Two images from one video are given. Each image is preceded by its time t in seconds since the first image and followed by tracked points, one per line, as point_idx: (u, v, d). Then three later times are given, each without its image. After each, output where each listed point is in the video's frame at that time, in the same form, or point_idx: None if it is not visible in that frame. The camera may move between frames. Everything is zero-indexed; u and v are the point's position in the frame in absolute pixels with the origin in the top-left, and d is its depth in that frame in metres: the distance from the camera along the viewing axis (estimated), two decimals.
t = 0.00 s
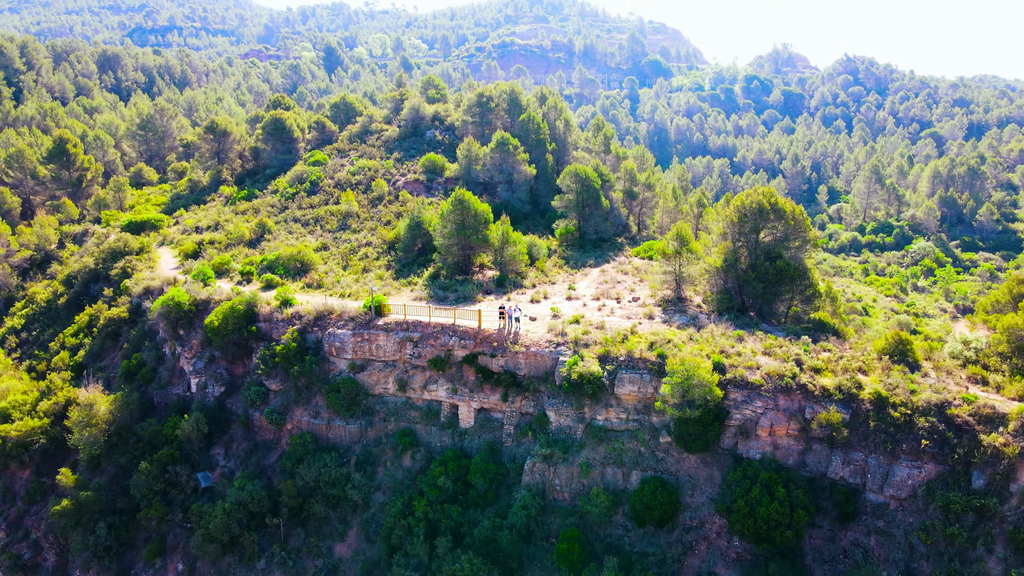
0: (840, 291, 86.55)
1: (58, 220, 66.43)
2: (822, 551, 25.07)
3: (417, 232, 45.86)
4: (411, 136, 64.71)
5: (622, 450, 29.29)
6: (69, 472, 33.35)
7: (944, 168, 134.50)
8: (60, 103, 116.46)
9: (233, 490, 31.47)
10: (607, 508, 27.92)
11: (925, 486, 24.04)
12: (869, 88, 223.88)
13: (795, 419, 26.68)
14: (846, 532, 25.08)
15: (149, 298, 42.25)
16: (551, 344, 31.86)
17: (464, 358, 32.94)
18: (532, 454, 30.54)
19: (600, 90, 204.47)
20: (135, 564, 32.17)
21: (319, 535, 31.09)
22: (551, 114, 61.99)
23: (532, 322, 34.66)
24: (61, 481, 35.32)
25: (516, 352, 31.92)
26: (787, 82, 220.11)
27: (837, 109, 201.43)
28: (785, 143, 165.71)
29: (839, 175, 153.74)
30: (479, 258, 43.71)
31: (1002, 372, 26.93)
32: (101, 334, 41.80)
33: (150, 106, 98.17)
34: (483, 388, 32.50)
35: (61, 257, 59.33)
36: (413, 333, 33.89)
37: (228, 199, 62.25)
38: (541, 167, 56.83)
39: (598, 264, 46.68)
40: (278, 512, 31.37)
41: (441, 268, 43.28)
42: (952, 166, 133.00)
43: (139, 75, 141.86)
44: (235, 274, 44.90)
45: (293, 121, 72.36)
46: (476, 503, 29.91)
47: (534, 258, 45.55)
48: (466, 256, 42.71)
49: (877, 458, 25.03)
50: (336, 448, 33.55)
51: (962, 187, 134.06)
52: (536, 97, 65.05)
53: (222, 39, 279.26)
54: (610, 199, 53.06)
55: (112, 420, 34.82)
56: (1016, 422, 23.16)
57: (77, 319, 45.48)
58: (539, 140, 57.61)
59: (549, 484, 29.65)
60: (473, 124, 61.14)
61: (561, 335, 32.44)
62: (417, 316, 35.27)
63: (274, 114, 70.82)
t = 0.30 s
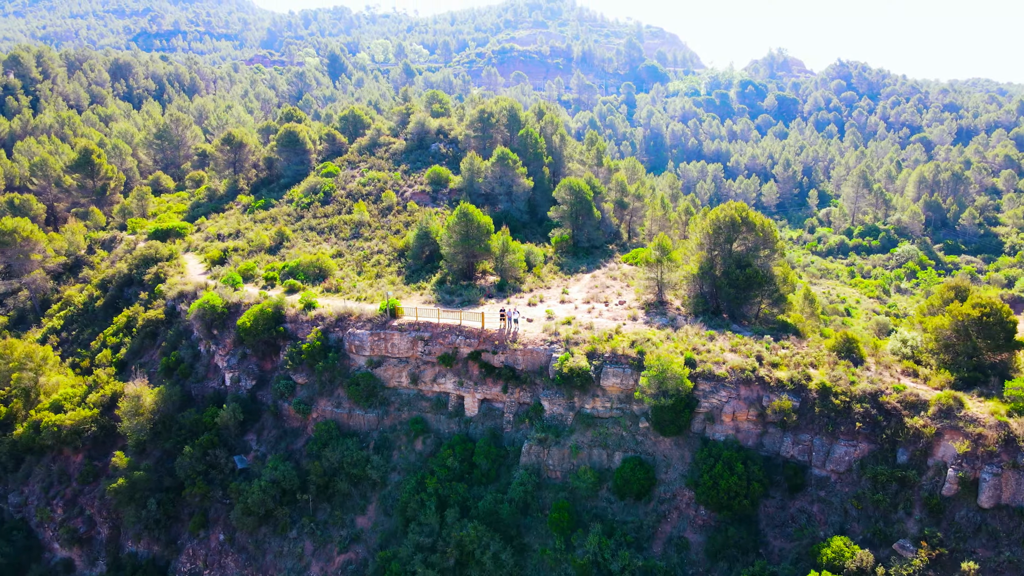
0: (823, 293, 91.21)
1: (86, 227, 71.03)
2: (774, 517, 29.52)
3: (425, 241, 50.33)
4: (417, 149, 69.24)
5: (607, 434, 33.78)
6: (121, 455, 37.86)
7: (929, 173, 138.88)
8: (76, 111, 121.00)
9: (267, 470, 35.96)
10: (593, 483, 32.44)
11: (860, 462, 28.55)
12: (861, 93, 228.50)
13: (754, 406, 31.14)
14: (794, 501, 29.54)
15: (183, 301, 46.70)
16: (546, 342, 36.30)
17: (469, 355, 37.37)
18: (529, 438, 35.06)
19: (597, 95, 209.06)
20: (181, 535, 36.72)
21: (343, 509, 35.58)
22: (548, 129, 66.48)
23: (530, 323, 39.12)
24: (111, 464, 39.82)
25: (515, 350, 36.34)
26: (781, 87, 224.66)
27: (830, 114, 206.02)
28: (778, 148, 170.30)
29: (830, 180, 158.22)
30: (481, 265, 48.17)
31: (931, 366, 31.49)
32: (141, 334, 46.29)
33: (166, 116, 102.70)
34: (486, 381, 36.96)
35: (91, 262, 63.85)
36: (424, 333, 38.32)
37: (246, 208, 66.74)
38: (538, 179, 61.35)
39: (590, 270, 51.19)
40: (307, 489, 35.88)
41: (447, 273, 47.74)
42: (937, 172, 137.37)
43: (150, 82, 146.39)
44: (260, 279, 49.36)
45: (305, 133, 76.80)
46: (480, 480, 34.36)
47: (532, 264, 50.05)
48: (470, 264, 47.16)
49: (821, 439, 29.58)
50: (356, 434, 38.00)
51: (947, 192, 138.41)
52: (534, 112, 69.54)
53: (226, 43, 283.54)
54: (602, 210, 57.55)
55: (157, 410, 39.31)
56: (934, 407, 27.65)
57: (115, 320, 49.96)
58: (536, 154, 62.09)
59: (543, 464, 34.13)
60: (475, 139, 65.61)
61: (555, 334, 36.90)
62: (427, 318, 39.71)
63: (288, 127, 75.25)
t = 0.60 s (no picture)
0: (810, 295, 95.51)
1: (112, 232, 75.53)
2: (740, 492, 33.99)
3: (432, 248, 54.80)
4: (423, 159, 73.81)
5: (595, 421, 38.25)
6: (161, 440, 42.35)
7: (916, 177, 142.70)
8: (91, 118, 125.59)
9: (294, 454, 40.43)
10: (583, 464, 36.91)
11: (813, 443, 33.00)
12: (855, 98, 232.76)
13: (723, 395, 35.56)
14: (757, 477, 33.98)
15: (212, 302, 51.20)
16: (542, 340, 40.68)
17: (473, 352, 41.76)
18: (527, 424, 39.50)
19: (596, 100, 213.56)
20: (216, 511, 41.21)
21: (361, 488, 39.99)
22: (546, 142, 70.94)
23: (528, 323, 43.51)
24: (152, 449, 44.33)
25: (514, 347, 40.71)
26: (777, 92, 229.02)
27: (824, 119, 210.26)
28: (771, 152, 174.50)
29: (822, 184, 162.62)
30: (484, 270, 52.61)
31: (879, 360, 35.92)
32: (174, 332, 50.79)
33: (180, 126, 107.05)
34: (488, 375, 41.36)
35: (119, 266, 68.43)
36: (433, 331, 42.71)
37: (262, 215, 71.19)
38: (537, 189, 65.82)
39: (583, 274, 55.65)
40: (329, 470, 40.32)
41: (452, 277, 52.18)
42: (924, 177, 141.64)
43: (160, 89, 150.93)
44: (281, 282, 53.83)
45: (316, 143, 81.25)
46: (484, 461, 38.80)
47: (530, 269, 54.49)
48: (473, 268, 51.66)
49: (780, 424, 34.07)
50: (372, 422, 42.45)
51: (934, 196, 142.71)
52: (533, 125, 74.01)
53: (231, 47, 287.98)
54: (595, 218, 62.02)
55: (193, 400, 43.75)
56: (876, 395, 32.04)
57: (148, 320, 54.42)
58: (535, 165, 66.55)
59: (539, 447, 38.57)
60: (477, 151, 70.13)
61: (550, 333, 41.32)
62: (435, 318, 44.08)
63: (301, 137, 79.65)
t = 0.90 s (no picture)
0: (796, 296, 99.96)
1: (134, 237, 80.02)
2: (713, 472, 38.45)
3: (437, 253, 59.27)
4: (428, 168, 78.35)
5: (586, 410, 42.73)
6: (194, 429, 46.84)
7: (904, 181, 147.11)
8: (105, 124, 129.97)
9: (315, 441, 44.88)
10: (575, 449, 41.43)
11: (777, 429, 37.49)
12: (849, 101, 237.18)
13: (699, 388, 40.03)
14: (728, 460, 38.45)
15: (236, 304, 55.69)
16: (539, 339, 45.13)
17: (477, 349, 46.21)
18: (525, 414, 43.98)
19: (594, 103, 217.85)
20: (245, 493, 45.69)
21: (376, 471, 44.43)
22: (543, 152, 75.38)
23: (526, 323, 47.96)
24: (184, 438, 48.83)
25: (514, 345, 45.15)
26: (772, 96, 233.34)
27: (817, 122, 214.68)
28: (765, 156, 178.83)
29: (813, 187, 167.14)
30: (486, 273, 57.07)
31: (839, 357, 40.42)
32: (201, 332, 55.32)
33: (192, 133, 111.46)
34: (490, 370, 45.81)
35: (142, 269, 72.92)
36: (440, 330, 47.16)
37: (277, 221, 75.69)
38: (535, 198, 70.27)
39: (577, 278, 60.11)
40: (347, 455, 44.76)
41: (457, 281, 56.59)
42: (911, 181, 146.02)
43: (170, 95, 155.21)
44: (298, 285, 58.31)
45: (326, 152, 85.68)
46: (487, 447, 43.28)
47: (529, 272, 58.92)
48: (476, 272, 56.14)
49: (749, 412, 38.61)
50: (385, 413, 46.88)
51: (921, 199, 147.11)
52: (531, 137, 78.44)
53: (234, 50, 292.00)
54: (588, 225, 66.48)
55: (222, 393, 48.23)
56: (831, 386, 36.51)
57: (175, 320, 58.90)
58: (533, 175, 70.96)
59: (536, 434, 43.09)
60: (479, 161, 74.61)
61: (546, 332, 45.77)
62: (442, 319, 48.52)
63: (311, 146, 84.04)
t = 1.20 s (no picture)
0: (783, 298, 104.41)
1: (153, 242, 84.51)
2: (691, 458, 42.93)
3: (442, 259, 63.74)
4: (431, 178, 83.01)
5: (578, 403, 47.20)
6: (221, 421, 51.32)
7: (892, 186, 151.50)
8: (118, 131, 134.37)
9: (332, 431, 49.36)
10: (568, 438, 45.99)
11: (747, 419, 41.98)
12: (842, 106, 241.81)
13: (680, 382, 44.50)
14: (705, 447, 42.94)
15: (255, 306, 60.12)
16: (535, 338, 49.57)
17: (479, 348, 50.64)
18: (523, 407, 48.49)
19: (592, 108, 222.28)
20: (268, 479, 50.20)
21: (387, 458, 48.90)
22: (541, 162, 79.83)
23: (524, 324, 52.41)
24: (211, 429, 53.36)
25: (513, 343, 49.58)
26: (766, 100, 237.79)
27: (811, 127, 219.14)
28: (758, 160, 183.26)
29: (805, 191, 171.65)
30: (487, 278, 61.50)
31: (806, 354, 44.89)
32: (223, 332, 59.76)
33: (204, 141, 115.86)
34: (491, 367, 50.27)
35: (163, 273, 77.41)
36: (445, 330, 51.59)
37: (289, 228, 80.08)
38: (533, 207, 74.78)
39: (572, 282, 64.56)
40: (361, 444, 49.22)
41: (460, 284, 61.03)
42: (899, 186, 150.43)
43: (179, 101, 159.67)
44: (312, 288, 62.72)
45: (335, 161, 90.09)
46: (488, 436, 47.80)
47: (527, 277, 63.34)
48: (477, 277, 60.57)
49: (723, 404, 43.07)
50: (395, 406, 51.35)
51: (908, 204, 151.59)
52: (529, 147, 82.88)
53: (237, 54, 296.26)
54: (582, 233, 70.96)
55: (246, 388, 52.69)
56: (796, 380, 40.99)
57: (198, 321, 63.34)
58: (531, 185, 75.41)
59: (533, 425, 47.63)
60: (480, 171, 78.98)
61: (542, 332, 50.19)
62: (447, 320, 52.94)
63: (321, 156, 88.41)
